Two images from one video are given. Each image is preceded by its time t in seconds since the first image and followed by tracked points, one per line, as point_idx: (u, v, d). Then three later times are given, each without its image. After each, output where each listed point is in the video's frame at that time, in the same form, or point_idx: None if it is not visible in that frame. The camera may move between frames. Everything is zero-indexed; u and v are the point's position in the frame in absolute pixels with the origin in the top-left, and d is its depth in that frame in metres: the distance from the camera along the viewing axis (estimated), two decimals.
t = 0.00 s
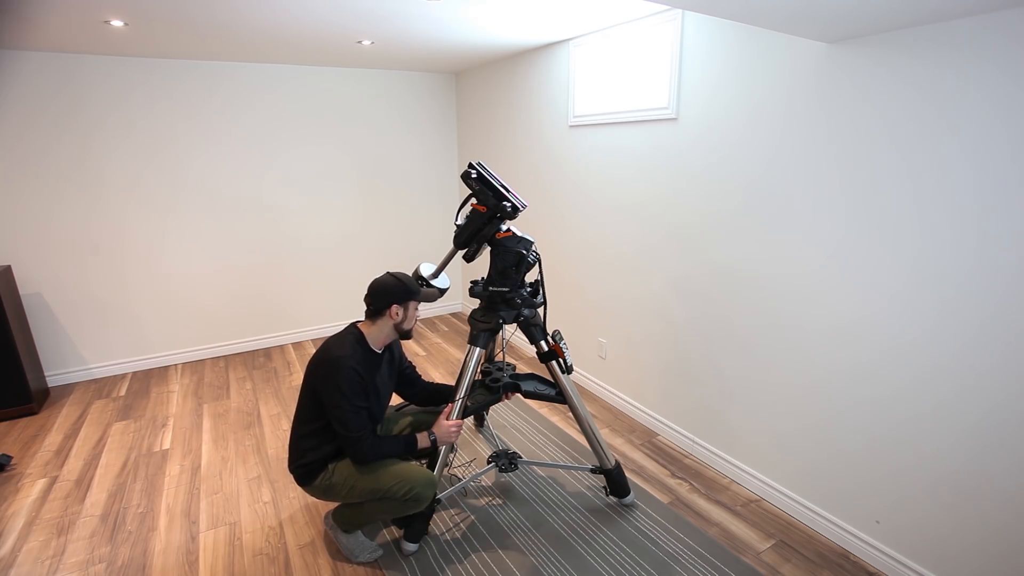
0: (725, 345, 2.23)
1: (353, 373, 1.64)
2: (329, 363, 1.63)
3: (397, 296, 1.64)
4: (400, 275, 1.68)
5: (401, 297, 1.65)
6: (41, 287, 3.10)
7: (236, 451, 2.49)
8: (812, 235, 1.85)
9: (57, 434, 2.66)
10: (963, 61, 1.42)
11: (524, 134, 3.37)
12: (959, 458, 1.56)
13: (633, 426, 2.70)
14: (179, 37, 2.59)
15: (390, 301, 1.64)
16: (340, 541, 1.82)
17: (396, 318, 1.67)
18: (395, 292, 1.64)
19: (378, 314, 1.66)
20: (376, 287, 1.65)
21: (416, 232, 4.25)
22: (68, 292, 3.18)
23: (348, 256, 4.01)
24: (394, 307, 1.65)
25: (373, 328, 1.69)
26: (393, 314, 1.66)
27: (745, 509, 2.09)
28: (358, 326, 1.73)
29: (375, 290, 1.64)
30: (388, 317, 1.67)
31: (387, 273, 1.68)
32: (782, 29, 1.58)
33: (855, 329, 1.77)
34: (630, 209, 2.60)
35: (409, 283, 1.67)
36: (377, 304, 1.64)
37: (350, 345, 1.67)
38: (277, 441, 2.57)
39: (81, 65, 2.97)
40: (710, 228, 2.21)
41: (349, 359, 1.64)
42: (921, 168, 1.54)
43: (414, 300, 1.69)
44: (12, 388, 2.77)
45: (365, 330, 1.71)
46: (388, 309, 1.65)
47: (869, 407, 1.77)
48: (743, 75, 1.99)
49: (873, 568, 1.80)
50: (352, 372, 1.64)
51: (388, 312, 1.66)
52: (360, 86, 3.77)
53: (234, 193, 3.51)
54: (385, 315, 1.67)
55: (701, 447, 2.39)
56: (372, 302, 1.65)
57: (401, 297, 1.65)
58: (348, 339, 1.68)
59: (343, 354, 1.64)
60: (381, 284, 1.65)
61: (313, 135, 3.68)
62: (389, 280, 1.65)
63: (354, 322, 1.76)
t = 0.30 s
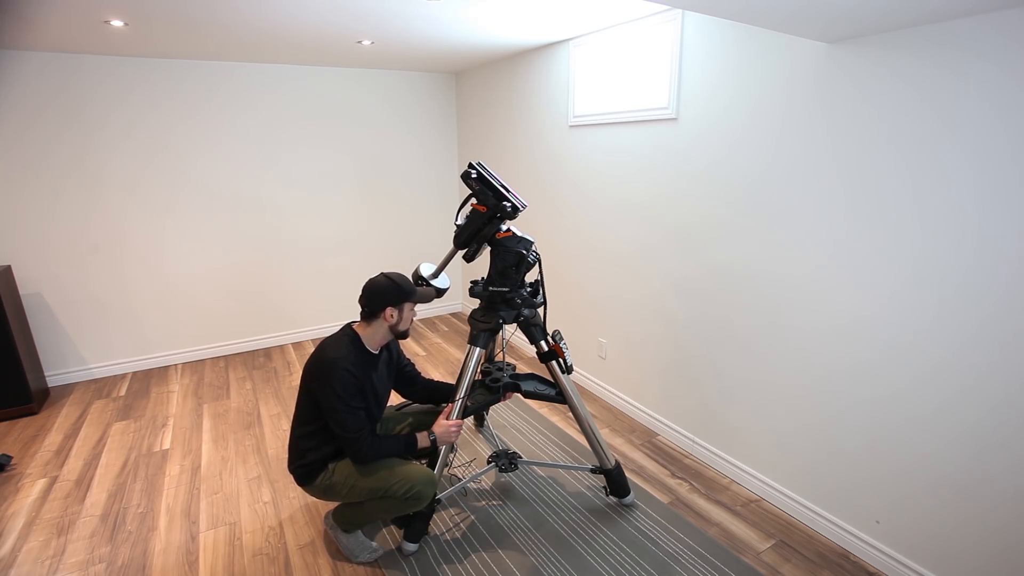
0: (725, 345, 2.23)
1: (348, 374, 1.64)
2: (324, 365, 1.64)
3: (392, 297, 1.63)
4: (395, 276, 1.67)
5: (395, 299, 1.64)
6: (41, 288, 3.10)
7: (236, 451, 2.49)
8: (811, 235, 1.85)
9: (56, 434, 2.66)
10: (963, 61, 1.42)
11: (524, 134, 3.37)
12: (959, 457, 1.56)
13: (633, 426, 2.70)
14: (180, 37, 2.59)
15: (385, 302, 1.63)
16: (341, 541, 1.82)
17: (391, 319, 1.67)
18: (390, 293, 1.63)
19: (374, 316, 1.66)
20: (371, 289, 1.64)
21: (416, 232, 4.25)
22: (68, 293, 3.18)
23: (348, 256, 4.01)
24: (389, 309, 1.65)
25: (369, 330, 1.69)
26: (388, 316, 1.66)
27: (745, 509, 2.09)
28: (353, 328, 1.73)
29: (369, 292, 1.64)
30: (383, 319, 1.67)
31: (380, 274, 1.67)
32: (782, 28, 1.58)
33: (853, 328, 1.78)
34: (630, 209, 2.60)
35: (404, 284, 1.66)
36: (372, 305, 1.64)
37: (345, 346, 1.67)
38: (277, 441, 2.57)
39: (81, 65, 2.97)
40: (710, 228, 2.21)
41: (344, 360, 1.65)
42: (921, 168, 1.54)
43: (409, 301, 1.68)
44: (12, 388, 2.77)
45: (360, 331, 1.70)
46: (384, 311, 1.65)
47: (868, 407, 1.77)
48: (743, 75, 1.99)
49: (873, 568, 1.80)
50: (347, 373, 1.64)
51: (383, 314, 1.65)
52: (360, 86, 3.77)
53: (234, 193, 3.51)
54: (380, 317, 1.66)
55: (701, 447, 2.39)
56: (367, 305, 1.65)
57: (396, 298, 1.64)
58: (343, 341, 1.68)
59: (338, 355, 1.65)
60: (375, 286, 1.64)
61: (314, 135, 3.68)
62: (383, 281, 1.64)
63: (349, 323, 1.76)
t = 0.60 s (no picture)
0: (725, 345, 2.24)
1: (352, 374, 1.64)
2: (328, 364, 1.64)
3: (395, 310, 1.63)
4: (404, 288, 1.66)
5: (399, 312, 1.63)
6: (41, 288, 3.10)
7: (236, 451, 2.49)
8: (811, 235, 1.85)
9: (56, 434, 2.66)
10: (963, 61, 1.42)
11: (524, 134, 3.37)
12: (959, 457, 1.56)
13: (632, 426, 2.70)
14: (180, 37, 2.59)
15: (388, 313, 1.63)
16: (341, 541, 1.82)
17: (391, 332, 1.66)
18: (394, 304, 1.63)
19: (376, 323, 1.66)
20: (378, 297, 1.64)
21: (416, 232, 4.25)
22: (68, 292, 3.18)
23: (348, 256, 4.01)
24: (390, 322, 1.64)
25: (371, 335, 1.70)
26: (389, 327, 1.65)
27: (745, 509, 2.09)
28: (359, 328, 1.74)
29: (377, 300, 1.64)
30: (383, 329, 1.67)
31: (392, 283, 1.67)
32: (782, 28, 1.58)
33: (853, 328, 1.78)
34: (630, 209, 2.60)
35: (411, 299, 1.64)
36: (378, 312, 1.64)
37: (349, 347, 1.68)
38: (277, 441, 2.57)
39: (81, 65, 2.97)
40: (710, 228, 2.21)
41: (348, 360, 1.65)
42: (921, 168, 1.54)
43: (414, 318, 1.66)
44: (12, 388, 2.77)
45: (365, 334, 1.72)
46: (385, 321, 1.64)
47: (868, 407, 1.77)
48: (743, 75, 1.99)
49: (873, 568, 1.80)
50: (351, 373, 1.64)
51: (384, 324, 1.65)
52: (360, 86, 3.77)
53: (234, 193, 3.51)
54: (382, 326, 1.66)
55: (701, 447, 2.39)
56: (373, 311, 1.65)
57: (399, 312, 1.63)
58: (348, 341, 1.69)
59: (342, 355, 1.65)
60: (384, 295, 1.64)
61: (314, 135, 3.68)
62: (390, 289, 1.64)
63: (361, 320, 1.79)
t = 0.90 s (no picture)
0: (725, 345, 2.24)
1: (352, 348, 1.61)
2: (326, 338, 1.60)
3: (388, 283, 1.54)
4: (400, 258, 1.54)
5: (394, 286, 1.54)
6: (41, 288, 3.10)
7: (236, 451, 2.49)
8: (811, 235, 1.85)
9: (56, 434, 2.66)
10: (963, 62, 1.42)
11: (524, 134, 3.37)
12: (959, 458, 1.56)
13: (632, 426, 2.70)
14: (180, 37, 2.59)
15: (381, 285, 1.55)
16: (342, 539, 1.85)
17: (384, 303, 1.59)
18: (389, 276, 1.54)
19: (370, 291, 1.59)
20: (376, 265, 1.55)
21: (416, 232, 4.25)
22: (69, 292, 3.18)
23: (348, 256, 4.01)
24: (384, 294, 1.57)
25: (367, 300, 1.64)
26: (382, 298, 1.58)
27: (745, 509, 2.09)
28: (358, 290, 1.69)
29: (374, 267, 1.56)
30: (377, 299, 1.60)
31: (392, 251, 1.56)
32: (782, 29, 1.58)
33: (854, 329, 1.78)
34: (630, 209, 2.60)
35: (407, 274, 1.53)
36: (373, 281, 1.56)
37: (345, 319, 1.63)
38: (277, 441, 2.57)
39: (81, 65, 2.97)
40: (710, 229, 2.21)
41: (347, 334, 1.60)
42: (920, 168, 1.54)
43: (409, 293, 1.57)
44: (12, 388, 2.77)
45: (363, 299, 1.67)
46: (379, 291, 1.57)
47: (868, 407, 1.77)
48: (743, 74, 1.99)
49: (873, 568, 1.80)
50: (350, 347, 1.61)
51: (378, 294, 1.58)
52: (360, 86, 3.77)
53: (234, 193, 3.51)
54: (376, 295, 1.59)
55: (701, 447, 2.39)
56: (368, 279, 1.57)
57: (392, 285, 1.54)
58: (344, 312, 1.63)
59: (339, 328, 1.60)
60: (381, 263, 1.55)
61: (314, 135, 3.68)
62: (386, 260, 1.54)
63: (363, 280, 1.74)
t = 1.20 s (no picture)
0: (724, 345, 2.24)
1: (315, 293, 1.54)
2: (293, 282, 1.55)
3: (370, 222, 1.46)
4: (382, 195, 1.47)
5: (375, 225, 1.47)
6: (42, 288, 3.10)
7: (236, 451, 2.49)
8: (811, 236, 1.85)
9: (56, 434, 2.66)
10: (964, 62, 1.42)
11: (524, 134, 3.37)
12: (958, 457, 1.57)
13: (632, 426, 2.70)
14: (180, 37, 2.59)
15: (362, 224, 1.48)
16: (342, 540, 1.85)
17: (367, 244, 1.52)
18: (369, 215, 1.46)
19: (352, 232, 1.52)
20: (356, 203, 1.47)
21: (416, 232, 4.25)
22: (69, 292, 3.18)
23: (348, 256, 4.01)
24: (366, 234, 1.49)
25: (348, 242, 1.58)
26: (364, 239, 1.51)
27: (745, 509, 2.09)
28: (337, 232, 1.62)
29: (354, 205, 1.48)
30: (359, 240, 1.53)
31: (372, 187, 1.48)
32: (782, 29, 1.58)
33: (853, 329, 1.78)
34: (630, 209, 2.60)
35: (389, 211, 1.45)
36: (353, 219, 1.49)
37: (316, 263, 1.58)
38: (277, 441, 2.57)
39: (81, 66, 2.97)
40: (710, 229, 2.21)
41: (314, 278, 1.55)
42: (920, 169, 1.54)
43: (392, 233, 1.49)
44: (12, 388, 2.77)
45: (342, 241, 1.60)
46: (361, 232, 1.50)
47: (868, 407, 1.77)
48: (743, 75, 1.99)
49: (873, 568, 1.80)
50: (314, 292, 1.55)
51: (360, 235, 1.51)
52: (360, 87, 3.77)
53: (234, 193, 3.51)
54: (358, 236, 1.52)
55: (701, 447, 2.39)
56: (348, 218, 1.50)
57: (375, 225, 1.47)
58: (315, 255, 1.59)
59: (307, 271, 1.56)
60: (362, 201, 1.47)
61: (314, 135, 3.68)
62: (366, 197, 1.46)
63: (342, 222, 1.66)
